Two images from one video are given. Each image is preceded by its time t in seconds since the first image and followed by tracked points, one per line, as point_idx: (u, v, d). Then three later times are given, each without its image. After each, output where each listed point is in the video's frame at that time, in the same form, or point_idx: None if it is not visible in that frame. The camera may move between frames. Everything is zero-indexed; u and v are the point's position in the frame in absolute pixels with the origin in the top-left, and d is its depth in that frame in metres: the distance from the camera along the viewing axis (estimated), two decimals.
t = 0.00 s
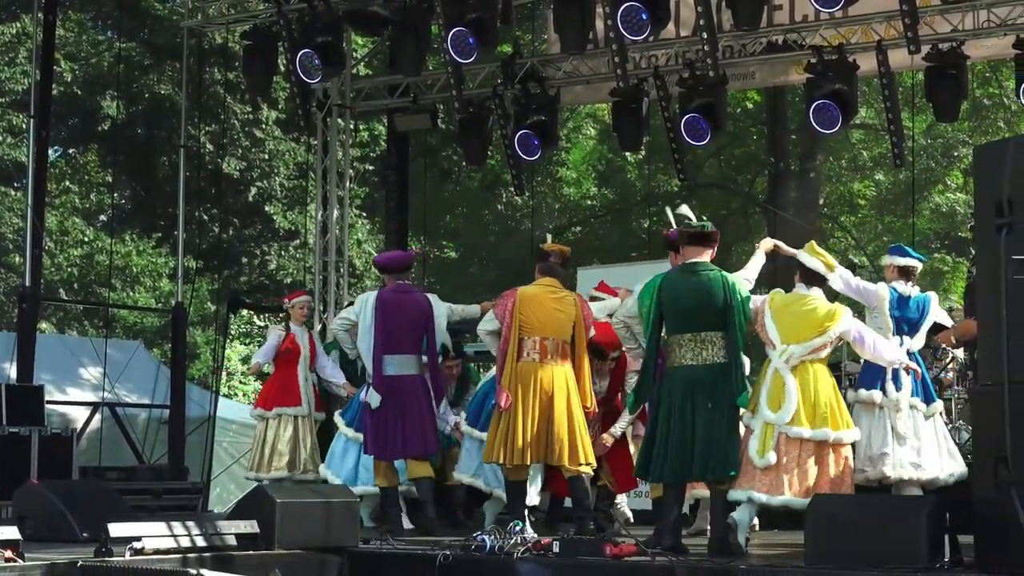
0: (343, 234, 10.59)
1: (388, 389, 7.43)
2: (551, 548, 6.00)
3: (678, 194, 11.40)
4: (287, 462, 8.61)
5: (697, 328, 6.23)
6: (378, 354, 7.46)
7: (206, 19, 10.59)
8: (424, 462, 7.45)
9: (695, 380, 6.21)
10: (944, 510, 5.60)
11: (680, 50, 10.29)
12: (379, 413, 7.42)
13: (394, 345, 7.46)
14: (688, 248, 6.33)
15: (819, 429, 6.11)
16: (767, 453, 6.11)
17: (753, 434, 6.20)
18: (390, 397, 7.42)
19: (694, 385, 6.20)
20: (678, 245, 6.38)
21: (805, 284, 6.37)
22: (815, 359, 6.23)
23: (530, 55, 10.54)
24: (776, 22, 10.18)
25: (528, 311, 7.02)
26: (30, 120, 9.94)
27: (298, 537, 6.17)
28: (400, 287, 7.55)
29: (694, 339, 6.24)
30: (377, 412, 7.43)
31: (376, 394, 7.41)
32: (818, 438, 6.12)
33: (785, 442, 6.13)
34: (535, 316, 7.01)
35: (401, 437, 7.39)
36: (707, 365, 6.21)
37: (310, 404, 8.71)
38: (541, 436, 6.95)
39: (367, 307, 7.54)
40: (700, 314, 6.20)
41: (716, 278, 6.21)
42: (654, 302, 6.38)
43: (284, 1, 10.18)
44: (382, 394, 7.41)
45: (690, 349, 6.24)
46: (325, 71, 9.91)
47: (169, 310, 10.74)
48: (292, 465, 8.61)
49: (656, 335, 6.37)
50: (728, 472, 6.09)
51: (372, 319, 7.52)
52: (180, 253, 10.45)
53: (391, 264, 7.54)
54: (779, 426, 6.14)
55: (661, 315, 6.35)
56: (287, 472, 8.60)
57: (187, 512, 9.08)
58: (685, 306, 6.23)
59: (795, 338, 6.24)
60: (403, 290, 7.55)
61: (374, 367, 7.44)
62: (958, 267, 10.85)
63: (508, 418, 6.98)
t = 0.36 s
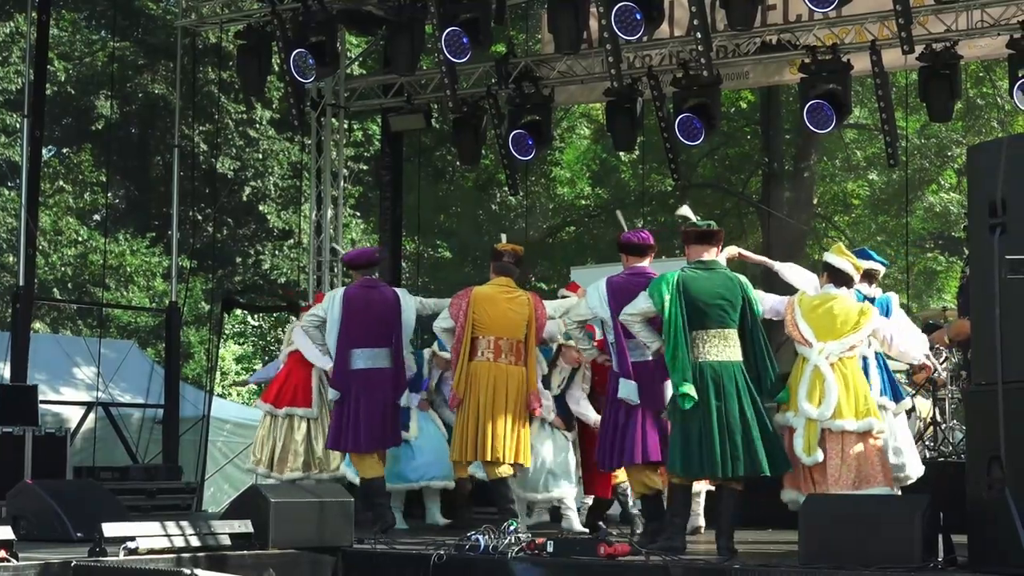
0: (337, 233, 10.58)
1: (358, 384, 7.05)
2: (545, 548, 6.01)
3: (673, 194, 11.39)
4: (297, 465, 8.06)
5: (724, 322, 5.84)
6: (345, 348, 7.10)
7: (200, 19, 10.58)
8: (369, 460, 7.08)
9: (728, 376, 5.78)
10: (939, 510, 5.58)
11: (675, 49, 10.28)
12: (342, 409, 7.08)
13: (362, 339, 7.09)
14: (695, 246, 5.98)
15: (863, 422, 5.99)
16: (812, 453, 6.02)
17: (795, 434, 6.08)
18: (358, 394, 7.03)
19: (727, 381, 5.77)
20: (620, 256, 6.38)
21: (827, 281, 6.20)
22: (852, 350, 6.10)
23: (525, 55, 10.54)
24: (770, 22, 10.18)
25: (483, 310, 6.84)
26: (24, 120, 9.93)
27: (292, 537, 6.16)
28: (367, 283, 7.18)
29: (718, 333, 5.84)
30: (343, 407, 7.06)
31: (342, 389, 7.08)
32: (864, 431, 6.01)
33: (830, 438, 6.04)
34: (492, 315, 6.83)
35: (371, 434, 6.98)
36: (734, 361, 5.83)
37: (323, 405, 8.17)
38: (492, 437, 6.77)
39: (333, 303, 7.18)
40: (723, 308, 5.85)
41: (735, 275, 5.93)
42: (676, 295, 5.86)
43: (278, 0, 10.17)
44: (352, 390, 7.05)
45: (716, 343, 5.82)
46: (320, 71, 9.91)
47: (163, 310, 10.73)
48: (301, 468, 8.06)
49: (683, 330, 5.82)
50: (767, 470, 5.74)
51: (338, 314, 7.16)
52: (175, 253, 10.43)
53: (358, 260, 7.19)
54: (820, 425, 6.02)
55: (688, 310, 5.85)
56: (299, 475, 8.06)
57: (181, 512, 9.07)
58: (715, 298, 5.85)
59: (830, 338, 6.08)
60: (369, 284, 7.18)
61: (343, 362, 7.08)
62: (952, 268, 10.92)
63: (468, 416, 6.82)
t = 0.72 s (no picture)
0: (338, 235, 10.57)
1: (337, 395, 7.60)
2: (545, 550, 6.00)
3: (673, 196, 11.38)
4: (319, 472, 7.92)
5: (709, 323, 6.02)
6: (324, 362, 7.63)
7: (201, 20, 10.57)
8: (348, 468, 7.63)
9: (715, 375, 5.96)
10: (938, 512, 5.56)
11: (675, 51, 10.29)
12: (324, 420, 7.62)
13: (339, 353, 7.62)
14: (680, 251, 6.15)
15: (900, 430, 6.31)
16: (852, 460, 6.27)
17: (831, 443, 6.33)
18: (338, 404, 7.59)
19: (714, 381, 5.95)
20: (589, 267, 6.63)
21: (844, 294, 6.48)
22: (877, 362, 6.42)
23: (525, 56, 10.54)
24: (771, 23, 10.17)
25: (455, 323, 7.07)
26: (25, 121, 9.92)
27: (293, 538, 6.15)
28: (345, 298, 7.69)
29: (703, 334, 6.01)
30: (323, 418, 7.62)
31: (322, 400, 7.61)
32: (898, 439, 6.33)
33: (864, 444, 6.31)
34: (463, 328, 7.07)
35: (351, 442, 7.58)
36: (719, 361, 6.02)
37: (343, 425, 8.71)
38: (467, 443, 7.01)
39: (313, 318, 7.69)
40: (707, 309, 6.01)
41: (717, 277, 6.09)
42: (664, 296, 5.99)
43: (279, 2, 10.17)
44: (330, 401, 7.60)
45: (703, 343, 6.00)
46: (321, 73, 9.91)
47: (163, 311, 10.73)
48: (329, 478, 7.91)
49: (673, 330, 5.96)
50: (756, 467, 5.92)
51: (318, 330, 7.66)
52: (175, 255, 10.43)
53: (337, 275, 7.75)
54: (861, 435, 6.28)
55: (676, 310, 6.00)
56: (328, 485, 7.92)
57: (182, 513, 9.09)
58: (702, 300, 6.01)
59: (861, 347, 6.38)
60: (347, 300, 7.65)
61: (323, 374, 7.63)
62: (953, 268, 10.83)
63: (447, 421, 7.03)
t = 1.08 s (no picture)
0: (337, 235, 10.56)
1: (318, 395, 7.52)
2: (545, 549, 6.01)
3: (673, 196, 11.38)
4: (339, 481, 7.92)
5: (678, 325, 5.97)
6: (303, 362, 7.55)
7: (200, 20, 10.57)
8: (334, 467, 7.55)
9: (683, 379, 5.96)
10: (937, 512, 5.57)
11: (675, 51, 10.29)
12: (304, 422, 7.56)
13: (319, 353, 7.53)
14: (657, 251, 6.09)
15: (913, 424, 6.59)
16: (883, 456, 6.46)
17: (862, 440, 6.46)
18: (320, 404, 7.51)
19: (677, 384, 5.94)
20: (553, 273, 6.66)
21: (849, 295, 6.59)
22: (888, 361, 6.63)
23: (525, 56, 10.55)
24: (771, 23, 10.17)
25: (424, 325, 7.08)
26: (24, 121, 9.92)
27: (293, 538, 6.15)
28: (323, 298, 7.59)
29: (673, 335, 5.97)
30: (305, 418, 7.55)
31: (303, 400, 7.53)
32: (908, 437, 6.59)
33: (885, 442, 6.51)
34: (433, 331, 7.07)
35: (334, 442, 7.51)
36: (685, 363, 6.00)
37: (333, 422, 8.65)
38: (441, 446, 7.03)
39: (291, 318, 7.60)
40: (678, 311, 5.96)
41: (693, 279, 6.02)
42: (635, 296, 5.94)
43: (278, 2, 10.17)
44: (311, 401, 7.52)
45: (671, 345, 5.96)
46: (320, 72, 9.92)
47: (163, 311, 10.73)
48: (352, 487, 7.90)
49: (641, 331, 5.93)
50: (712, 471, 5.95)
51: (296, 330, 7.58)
52: (174, 254, 10.42)
53: (312, 276, 7.62)
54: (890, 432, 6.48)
55: (647, 311, 5.95)
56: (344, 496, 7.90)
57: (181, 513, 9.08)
58: (674, 302, 5.96)
59: (882, 346, 6.55)
60: (325, 299, 7.59)
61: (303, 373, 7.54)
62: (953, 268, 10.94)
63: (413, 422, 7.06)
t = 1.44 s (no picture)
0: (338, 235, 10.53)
1: (292, 393, 7.47)
2: (545, 550, 5.96)
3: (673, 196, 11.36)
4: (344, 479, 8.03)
5: (654, 331, 5.85)
6: (278, 359, 7.50)
7: (200, 20, 10.56)
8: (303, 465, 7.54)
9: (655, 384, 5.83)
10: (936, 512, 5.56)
11: (676, 50, 10.27)
12: (278, 418, 7.49)
13: (294, 351, 7.50)
14: (640, 254, 5.92)
15: (923, 421, 6.32)
16: (902, 452, 6.14)
17: (879, 437, 6.13)
18: (294, 403, 7.45)
19: (645, 389, 5.82)
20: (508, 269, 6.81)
21: (845, 298, 6.41)
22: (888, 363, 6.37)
23: (526, 55, 10.52)
24: (771, 23, 10.15)
25: (390, 321, 7.22)
26: (24, 121, 9.90)
27: (292, 539, 6.15)
28: (301, 297, 7.57)
29: (649, 340, 5.86)
30: (278, 416, 7.49)
31: (277, 398, 7.47)
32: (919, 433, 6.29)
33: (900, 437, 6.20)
34: (397, 326, 7.20)
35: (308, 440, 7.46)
36: (659, 369, 5.87)
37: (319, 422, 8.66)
38: (406, 441, 7.18)
39: (267, 317, 7.56)
40: (654, 316, 5.83)
41: (673, 286, 5.88)
42: (613, 299, 5.83)
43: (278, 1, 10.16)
44: (285, 399, 7.47)
45: (645, 350, 5.85)
46: (321, 72, 9.91)
47: (162, 310, 10.71)
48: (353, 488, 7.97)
49: (614, 334, 5.83)
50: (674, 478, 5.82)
51: (271, 328, 7.55)
52: (174, 254, 10.38)
53: (291, 275, 7.59)
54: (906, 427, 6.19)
55: (624, 315, 5.83)
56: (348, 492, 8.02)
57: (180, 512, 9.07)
58: (651, 307, 5.83)
59: (880, 346, 6.31)
60: (302, 298, 7.57)
61: (278, 371, 7.49)
62: (954, 267, 10.94)
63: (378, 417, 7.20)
